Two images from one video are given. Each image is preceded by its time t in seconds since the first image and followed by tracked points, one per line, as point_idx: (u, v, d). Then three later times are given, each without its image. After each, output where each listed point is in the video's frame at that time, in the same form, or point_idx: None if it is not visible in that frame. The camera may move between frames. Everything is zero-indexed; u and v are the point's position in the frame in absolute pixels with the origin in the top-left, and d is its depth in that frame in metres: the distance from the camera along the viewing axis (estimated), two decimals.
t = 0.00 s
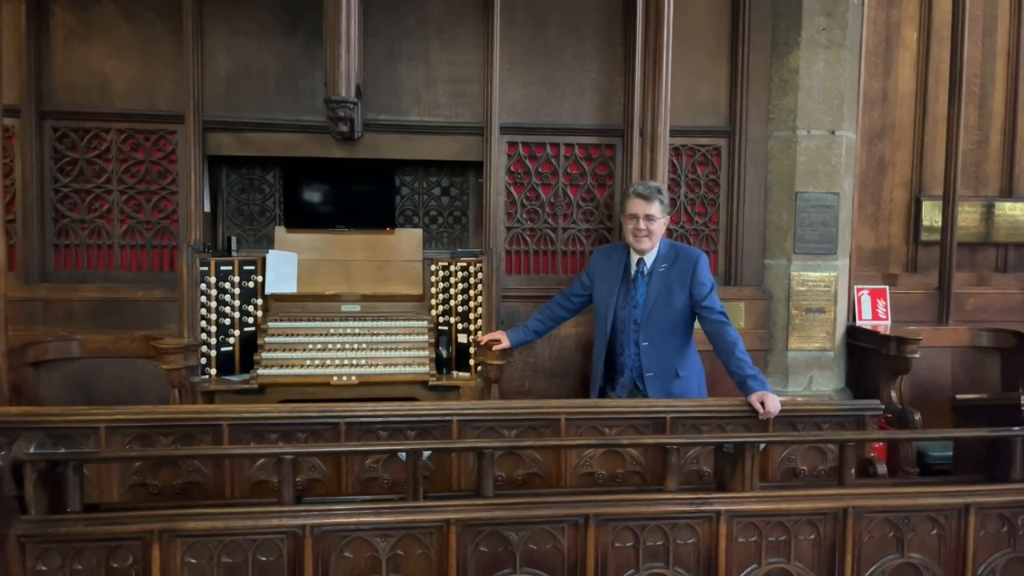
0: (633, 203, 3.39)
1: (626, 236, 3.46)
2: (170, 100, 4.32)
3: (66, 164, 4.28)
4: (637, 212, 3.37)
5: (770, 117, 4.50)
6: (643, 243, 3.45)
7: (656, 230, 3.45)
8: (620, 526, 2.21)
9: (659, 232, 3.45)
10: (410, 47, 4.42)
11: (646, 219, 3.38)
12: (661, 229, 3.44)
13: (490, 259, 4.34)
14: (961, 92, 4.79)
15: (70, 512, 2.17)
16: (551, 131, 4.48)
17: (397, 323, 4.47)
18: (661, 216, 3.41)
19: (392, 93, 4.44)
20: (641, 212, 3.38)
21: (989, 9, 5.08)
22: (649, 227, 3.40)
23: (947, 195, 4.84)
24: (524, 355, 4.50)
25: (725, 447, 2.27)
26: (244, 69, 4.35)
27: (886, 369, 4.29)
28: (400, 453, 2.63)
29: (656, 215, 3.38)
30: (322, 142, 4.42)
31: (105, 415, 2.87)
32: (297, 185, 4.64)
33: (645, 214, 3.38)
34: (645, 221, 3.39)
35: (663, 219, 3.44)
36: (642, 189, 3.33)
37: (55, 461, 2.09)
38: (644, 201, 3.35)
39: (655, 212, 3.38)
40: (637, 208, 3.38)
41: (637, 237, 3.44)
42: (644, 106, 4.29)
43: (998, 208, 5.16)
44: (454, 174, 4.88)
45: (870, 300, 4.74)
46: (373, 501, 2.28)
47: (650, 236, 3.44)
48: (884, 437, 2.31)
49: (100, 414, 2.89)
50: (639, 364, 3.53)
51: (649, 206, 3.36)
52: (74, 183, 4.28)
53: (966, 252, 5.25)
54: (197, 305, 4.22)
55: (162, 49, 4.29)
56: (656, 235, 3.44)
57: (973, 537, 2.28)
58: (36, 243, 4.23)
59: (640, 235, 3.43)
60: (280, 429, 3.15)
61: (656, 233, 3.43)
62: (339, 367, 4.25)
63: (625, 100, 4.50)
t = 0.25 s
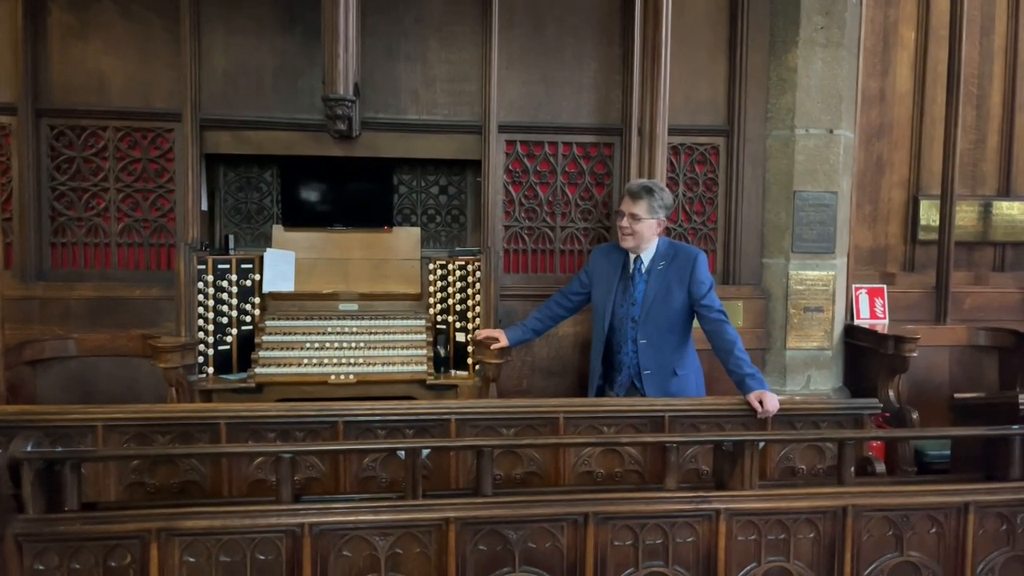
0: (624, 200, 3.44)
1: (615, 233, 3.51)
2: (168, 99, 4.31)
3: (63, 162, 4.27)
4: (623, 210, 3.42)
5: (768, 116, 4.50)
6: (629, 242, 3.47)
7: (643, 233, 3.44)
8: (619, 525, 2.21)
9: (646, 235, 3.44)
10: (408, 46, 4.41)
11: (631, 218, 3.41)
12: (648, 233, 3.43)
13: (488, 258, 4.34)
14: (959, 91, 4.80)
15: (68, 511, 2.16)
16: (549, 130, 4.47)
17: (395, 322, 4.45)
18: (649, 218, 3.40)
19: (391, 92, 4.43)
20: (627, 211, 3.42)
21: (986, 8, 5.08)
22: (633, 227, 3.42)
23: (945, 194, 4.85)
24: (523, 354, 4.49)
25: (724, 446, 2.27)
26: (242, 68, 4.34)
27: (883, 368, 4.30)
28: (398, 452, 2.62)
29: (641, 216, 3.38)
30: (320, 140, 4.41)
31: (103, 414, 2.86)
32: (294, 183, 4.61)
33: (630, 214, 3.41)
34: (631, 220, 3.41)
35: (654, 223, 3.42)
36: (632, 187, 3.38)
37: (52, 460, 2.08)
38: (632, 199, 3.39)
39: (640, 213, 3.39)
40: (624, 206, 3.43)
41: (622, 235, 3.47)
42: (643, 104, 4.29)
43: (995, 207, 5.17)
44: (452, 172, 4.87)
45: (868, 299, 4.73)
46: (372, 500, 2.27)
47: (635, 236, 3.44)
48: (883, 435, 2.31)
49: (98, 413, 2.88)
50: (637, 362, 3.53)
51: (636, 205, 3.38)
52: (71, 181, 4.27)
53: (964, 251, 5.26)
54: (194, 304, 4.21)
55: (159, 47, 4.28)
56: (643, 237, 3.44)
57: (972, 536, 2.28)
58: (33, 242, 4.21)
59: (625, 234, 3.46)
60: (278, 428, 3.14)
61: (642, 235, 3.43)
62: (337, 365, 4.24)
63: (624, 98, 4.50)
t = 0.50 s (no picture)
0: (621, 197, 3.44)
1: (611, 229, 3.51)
2: (164, 97, 4.29)
3: (59, 160, 4.25)
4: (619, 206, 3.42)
5: (767, 113, 4.49)
6: (623, 239, 3.47)
7: (639, 230, 3.43)
8: (618, 523, 2.20)
9: (641, 232, 3.43)
10: (406, 43, 4.39)
11: (626, 215, 3.40)
12: (643, 231, 3.42)
13: (486, 256, 4.33)
14: (957, 89, 4.80)
15: (63, 510, 2.14)
16: (547, 128, 4.46)
17: (392, 320, 4.41)
18: (645, 216, 3.39)
19: (388, 89, 4.41)
20: (623, 207, 3.41)
21: (984, 5, 5.08)
22: (628, 224, 3.41)
23: (943, 192, 4.84)
24: (521, 353, 4.47)
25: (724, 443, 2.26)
26: (238, 65, 4.32)
27: (882, 366, 4.29)
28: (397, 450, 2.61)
29: (636, 213, 3.37)
30: (317, 138, 4.39)
31: (98, 413, 2.83)
32: (291, 182, 4.61)
33: (626, 210, 3.40)
34: (626, 217, 3.41)
35: (649, 220, 3.41)
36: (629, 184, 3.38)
37: (47, 459, 2.06)
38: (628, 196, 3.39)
39: (636, 211, 3.38)
40: (621, 203, 3.43)
41: (617, 231, 3.47)
42: (641, 102, 4.28)
43: (993, 205, 5.17)
44: (450, 171, 4.86)
45: (867, 297, 4.74)
46: (370, 498, 2.26)
47: (630, 233, 3.44)
48: (884, 432, 2.30)
49: (94, 412, 2.86)
50: (636, 360, 3.52)
51: (631, 203, 3.38)
52: (66, 179, 4.25)
53: (962, 249, 5.25)
54: (191, 303, 4.19)
55: (156, 44, 4.25)
56: (638, 235, 3.44)
57: (973, 533, 2.27)
58: (28, 240, 4.18)
59: (619, 230, 3.46)
60: (275, 427, 3.12)
61: (637, 232, 3.42)
62: (334, 364, 4.23)
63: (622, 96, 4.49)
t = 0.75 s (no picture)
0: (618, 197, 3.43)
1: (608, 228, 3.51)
2: (160, 97, 4.27)
3: (54, 161, 4.23)
4: (615, 206, 3.41)
5: (764, 112, 4.48)
6: (619, 238, 3.47)
7: (635, 230, 3.42)
8: (615, 523, 2.19)
9: (637, 233, 3.41)
10: (402, 43, 4.38)
11: (623, 214, 3.40)
12: (639, 231, 3.41)
13: (483, 256, 4.33)
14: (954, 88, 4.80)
15: (58, 512, 2.13)
16: (544, 128, 4.45)
17: (389, 320, 4.40)
18: (640, 217, 3.37)
19: (385, 89, 4.40)
20: (619, 207, 3.41)
21: (981, 4, 5.09)
22: (624, 224, 3.41)
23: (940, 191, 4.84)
24: (518, 353, 4.47)
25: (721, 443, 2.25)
26: (235, 65, 4.30)
27: (879, 365, 4.29)
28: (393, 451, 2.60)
29: (631, 213, 3.36)
30: (314, 138, 4.38)
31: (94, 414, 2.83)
32: (288, 182, 4.61)
33: (622, 210, 3.40)
34: (622, 217, 3.40)
35: (645, 221, 3.40)
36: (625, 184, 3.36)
37: (42, 460, 2.05)
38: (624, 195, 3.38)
39: (632, 211, 3.37)
40: (617, 203, 3.42)
41: (614, 231, 3.47)
42: (638, 102, 4.27)
43: (991, 204, 5.17)
44: (447, 170, 4.85)
45: (864, 296, 4.74)
46: (366, 499, 2.25)
47: (626, 233, 3.43)
48: (881, 432, 2.30)
49: (90, 413, 2.86)
50: (632, 360, 3.52)
51: (627, 203, 3.37)
52: (62, 180, 4.23)
53: (959, 248, 5.26)
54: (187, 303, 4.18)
55: (151, 44, 4.24)
56: (634, 235, 3.43)
57: (971, 532, 2.27)
58: (24, 241, 4.17)
59: (616, 230, 3.46)
60: (272, 428, 3.12)
61: (633, 232, 3.41)
62: (331, 365, 4.22)
63: (619, 96, 4.48)
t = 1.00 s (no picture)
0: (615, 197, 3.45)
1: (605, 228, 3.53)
2: (158, 97, 4.27)
3: (52, 160, 4.23)
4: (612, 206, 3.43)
5: (762, 113, 4.49)
6: (616, 239, 3.49)
7: (631, 231, 3.43)
8: (613, 523, 2.20)
9: (633, 234, 3.43)
10: (401, 43, 4.39)
11: (620, 215, 3.41)
12: (636, 231, 3.42)
13: (482, 256, 4.34)
14: (951, 89, 4.81)
15: (56, 512, 2.13)
16: (542, 128, 4.46)
17: (387, 320, 4.42)
18: (637, 217, 3.38)
19: (383, 89, 4.40)
20: (616, 208, 3.42)
21: (978, 5, 5.10)
22: (621, 224, 3.42)
23: (937, 191, 4.85)
24: (516, 353, 4.47)
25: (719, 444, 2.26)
26: (233, 65, 4.30)
27: (876, 365, 4.31)
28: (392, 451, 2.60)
29: (628, 214, 3.37)
30: (313, 138, 4.38)
31: (92, 414, 2.83)
32: (286, 181, 4.61)
33: (619, 211, 3.41)
34: (619, 217, 3.42)
35: (643, 221, 3.40)
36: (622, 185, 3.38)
37: (41, 460, 2.06)
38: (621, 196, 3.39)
39: (629, 212, 3.38)
40: (614, 203, 3.43)
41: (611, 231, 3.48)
42: (636, 102, 4.28)
43: (988, 204, 5.18)
44: (445, 170, 4.86)
45: (861, 296, 4.75)
46: (365, 499, 2.25)
47: (623, 234, 3.45)
48: (878, 432, 2.31)
49: (88, 414, 2.86)
50: (630, 360, 3.52)
51: (623, 203, 3.38)
52: (60, 180, 4.23)
53: (956, 248, 5.27)
54: (185, 303, 4.18)
55: (149, 44, 4.24)
56: (630, 236, 3.44)
57: (968, 532, 2.28)
58: (22, 241, 4.17)
59: (613, 231, 3.48)
60: (271, 428, 3.12)
61: (629, 233, 3.43)
62: (329, 364, 4.21)
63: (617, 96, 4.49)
